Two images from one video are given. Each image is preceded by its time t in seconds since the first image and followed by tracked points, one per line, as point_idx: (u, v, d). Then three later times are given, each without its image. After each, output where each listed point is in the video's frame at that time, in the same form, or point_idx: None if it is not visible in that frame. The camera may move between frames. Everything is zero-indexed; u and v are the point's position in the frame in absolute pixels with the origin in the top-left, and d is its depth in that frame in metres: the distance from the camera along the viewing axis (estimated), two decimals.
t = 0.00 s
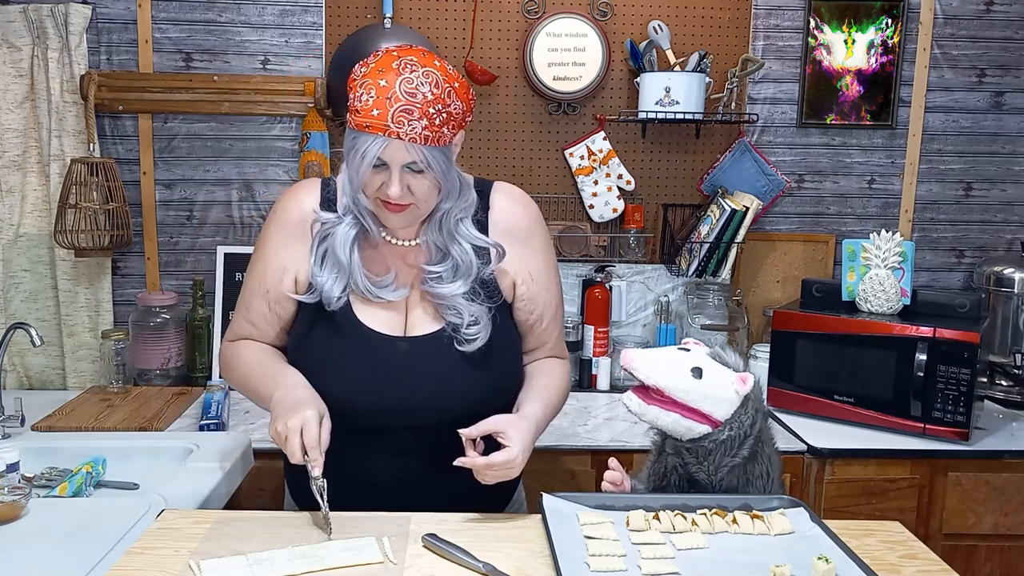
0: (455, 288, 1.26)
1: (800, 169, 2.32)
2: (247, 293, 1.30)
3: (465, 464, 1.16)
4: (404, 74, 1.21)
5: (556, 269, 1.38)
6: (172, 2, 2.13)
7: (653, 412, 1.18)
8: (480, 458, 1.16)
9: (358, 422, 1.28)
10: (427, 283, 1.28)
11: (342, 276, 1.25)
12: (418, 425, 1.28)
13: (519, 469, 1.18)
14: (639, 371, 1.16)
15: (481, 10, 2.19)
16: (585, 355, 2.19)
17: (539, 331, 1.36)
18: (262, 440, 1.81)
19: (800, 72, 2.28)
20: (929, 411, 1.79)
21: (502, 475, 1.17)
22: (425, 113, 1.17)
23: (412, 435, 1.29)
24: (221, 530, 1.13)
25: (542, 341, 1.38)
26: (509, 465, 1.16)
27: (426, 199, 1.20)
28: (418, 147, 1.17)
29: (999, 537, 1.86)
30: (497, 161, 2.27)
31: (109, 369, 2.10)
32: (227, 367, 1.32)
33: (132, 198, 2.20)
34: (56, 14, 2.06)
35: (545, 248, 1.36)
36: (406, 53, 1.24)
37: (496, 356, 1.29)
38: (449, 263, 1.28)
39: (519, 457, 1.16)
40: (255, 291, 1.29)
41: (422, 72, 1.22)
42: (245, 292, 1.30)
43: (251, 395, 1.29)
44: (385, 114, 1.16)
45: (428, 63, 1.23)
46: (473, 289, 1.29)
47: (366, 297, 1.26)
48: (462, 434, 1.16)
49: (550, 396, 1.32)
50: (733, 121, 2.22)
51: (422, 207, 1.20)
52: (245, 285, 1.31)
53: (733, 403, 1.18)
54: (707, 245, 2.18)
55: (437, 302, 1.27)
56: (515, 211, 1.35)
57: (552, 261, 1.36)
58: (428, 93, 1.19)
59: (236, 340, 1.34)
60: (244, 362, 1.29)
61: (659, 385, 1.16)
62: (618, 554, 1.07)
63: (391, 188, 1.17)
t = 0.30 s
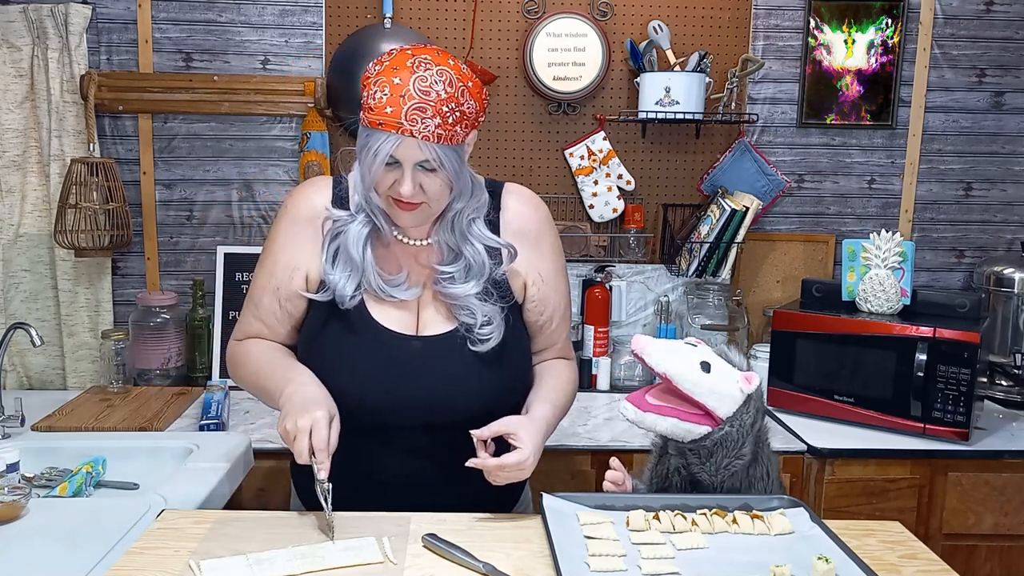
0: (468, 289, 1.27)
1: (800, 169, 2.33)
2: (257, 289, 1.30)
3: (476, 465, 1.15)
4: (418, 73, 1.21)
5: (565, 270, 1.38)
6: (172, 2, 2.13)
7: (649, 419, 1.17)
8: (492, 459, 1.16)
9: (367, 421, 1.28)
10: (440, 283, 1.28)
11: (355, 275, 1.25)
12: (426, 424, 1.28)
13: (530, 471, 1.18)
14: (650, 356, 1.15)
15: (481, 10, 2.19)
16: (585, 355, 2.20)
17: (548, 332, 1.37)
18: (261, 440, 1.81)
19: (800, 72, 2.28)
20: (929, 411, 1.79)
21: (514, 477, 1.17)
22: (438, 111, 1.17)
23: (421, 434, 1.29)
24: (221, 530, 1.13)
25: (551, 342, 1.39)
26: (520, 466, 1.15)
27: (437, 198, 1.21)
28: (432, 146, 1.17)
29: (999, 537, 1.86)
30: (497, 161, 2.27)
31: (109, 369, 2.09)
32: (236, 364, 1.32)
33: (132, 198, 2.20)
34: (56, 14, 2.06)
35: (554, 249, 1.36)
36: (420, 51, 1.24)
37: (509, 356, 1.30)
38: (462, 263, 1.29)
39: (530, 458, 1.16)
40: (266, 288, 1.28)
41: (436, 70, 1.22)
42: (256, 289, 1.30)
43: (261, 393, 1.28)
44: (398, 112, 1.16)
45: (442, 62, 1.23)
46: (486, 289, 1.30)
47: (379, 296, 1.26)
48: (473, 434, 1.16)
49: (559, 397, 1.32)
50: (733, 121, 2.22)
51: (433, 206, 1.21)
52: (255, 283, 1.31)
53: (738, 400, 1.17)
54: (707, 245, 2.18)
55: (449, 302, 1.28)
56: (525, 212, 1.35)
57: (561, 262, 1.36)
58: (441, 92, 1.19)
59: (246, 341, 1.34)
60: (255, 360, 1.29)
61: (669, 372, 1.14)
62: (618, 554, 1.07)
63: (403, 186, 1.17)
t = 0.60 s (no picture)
0: (481, 290, 1.27)
1: (800, 169, 2.33)
2: (263, 288, 1.26)
3: (496, 465, 1.15)
4: (438, 71, 1.21)
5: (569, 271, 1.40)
6: (172, 2, 2.13)
7: (651, 418, 1.18)
8: (511, 461, 1.16)
9: (369, 422, 1.28)
10: (452, 283, 1.29)
11: (367, 273, 1.24)
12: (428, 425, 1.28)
13: (547, 472, 1.18)
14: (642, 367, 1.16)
15: (481, 10, 2.19)
16: (585, 355, 2.20)
17: (553, 333, 1.39)
18: (261, 440, 1.81)
19: (800, 72, 2.28)
20: (929, 411, 1.79)
21: (532, 478, 1.17)
22: (457, 110, 1.17)
23: (424, 434, 1.29)
24: (221, 530, 1.13)
25: (555, 343, 1.41)
26: (539, 467, 1.16)
27: (451, 197, 1.21)
28: (450, 144, 1.17)
29: (999, 537, 1.86)
30: (496, 161, 2.27)
31: (109, 369, 2.09)
32: (237, 369, 1.28)
33: (132, 198, 2.20)
34: (56, 14, 2.06)
35: (559, 250, 1.37)
36: (439, 50, 1.24)
37: (520, 358, 1.31)
38: (473, 264, 1.29)
39: (549, 459, 1.17)
40: (273, 286, 1.25)
41: (456, 69, 1.22)
42: (261, 287, 1.27)
43: (262, 400, 1.24)
44: (418, 109, 1.16)
45: (461, 62, 1.24)
46: (498, 290, 1.31)
47: (391, 296, 1.26)
48: (492, 436, 1.16)
49: (566, 397, 1.33)
50: (733, 121, 2.22)
51: (446, 205, 1.21)
52: (260, 281, 1.28)
53: (735, 403, 1.17)
54: (707, 245, 2.19)
55: (461, 303, 1.28)
56: (532, 213, 1.37)
57: (566, 263, 1.38)
58: (461, 91, 1.20)
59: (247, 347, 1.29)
60: (257, 367, 1.25)
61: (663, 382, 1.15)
62: (618, 554, 1.07)
63: (419, 185, 1.17)
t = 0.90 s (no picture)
0: (488, 287, 1.28)
1: (800, 169, 2.33)
2: (271, 287, 1.23)
3: (505, 464, 1.15)
4: (447, 68, 1.21)
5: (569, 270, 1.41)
6: (172, 2, 2.13)
7: (658, 413, 1.18)
8: (520, 459, 1.16)
9: (373, 421, 1.28)
10: (459, 280, 1.29)
11: (376, 269, 1.24)
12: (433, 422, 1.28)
13: (554, 470, 1.18)
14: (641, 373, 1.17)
15: (481, 10, 2.19)
16: (585, 355, 2.20)
17: (555, 332, 1.41)
18: (262, 440, 1.81)
19: (800, 72, 2.28)
20: (929, 411, 1.79)
21: (540, 475, 1.17)
22: (467, 107, 1.18)
23: (428, 433, 1.29)
24: (221, 530, 1.13)
25: (556, 342, 1.42)
26: (548, 465, 1.16)
27: (457, 194, 1.21)
28: (458, 140, 1.17)
29: (999, 537, 1.86)
30: (496, 161, 2.27)
31: (109, 369, 2.09)
32: (244, 379, 1.21)
33: (132, 198, 2.20)
34: (56, 14, 2.06)
35: (560, 249, 1.39)
36: (447, 48, 1.24)
37: (526, 355, 1.31)
38: (479, 261, 1.30)
39: (558, 456, 1.17)
40: (283, 281, 1.23)
41: (465, 66, 1.22)
42: (270, 286, 1.24)
43: (273, 414, 1.18)
44: (428, 106, 1.16)
45: (470, 59, 1.24)
46: (504, 287, 1.32)
47: (399, 292, 1.26)
48: (501, 434, 1.16)
49: (570, 394, 1.34)
50: (733, 121, 2.22)
51: (452, 201, 1.22)
52: (267, 280, 1.24)
53: (738, 400, 1.18)
54: (707, 245, 2.19)
55: (469, 300, 1.29)
56: (533, 212, 1.38)
57: (567, 262, 1.40)
58: (470, 88, 1.20)
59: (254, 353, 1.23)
60: (266, 379, 1.18)
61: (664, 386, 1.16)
62: (618, 554, 1.07)
63: (427, 180, 1.17)
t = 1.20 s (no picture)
0: (493, 284, 1.28)
1: (800, 169, 2.33)
2: (269, 285, 1.27)
3: (514, 462, 1.15)
4: (450, 64, 1.22)
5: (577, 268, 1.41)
6: (172, 2, 2.13)
7: (649, 419, 1.18)
8: (528, 457, 1.16)
9: (374, 418, 1.28)
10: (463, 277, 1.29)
11: (377, 266, 1.25)
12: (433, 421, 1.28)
13: (563, 469, 1.18)
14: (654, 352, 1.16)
15: (481, 10, 2.19)
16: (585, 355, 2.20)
17: (563, 330, 1.40)
18: (261, 440, 1.81)
19: (800, 72, 2.28)
20: (929, 411, 1.79)
21: (548, 475, 1.16)
22: (469, 102, 1.18)
23: (428, 432, 1.29)
24: (221, 530, 1.13)
25: (564, 340, 1.41)
26: (558, 463, 1.16)
27: (463, 190, 1.21)
28: (461, 135, 1.18)
29: (999, 537, 1.86)
30: (496, 161, 2.27)
31: (109, 369, 2.09)
32: (240, 366, 1.28)
33: (132, 198, 2.20)
34: (56, 14, 2.06)
35: (567, 247, 1.39)
36: (450, 45, 1.25)
37: (531, 352, 1.31)
38: (485, 258, 1.30)
39: (565, 455, 1.17)
40: (279, 281, 1.26)
41: (467, 62, 1.23)
42: (268, 283, 1.28)
43: (265, 396, 1.25)
44: (431, 100, 1.16)
45: (472, 55, 1.25)
46: (509, 284, 1.31)
47: (401, 290, 1.27)
48: (509, 433, 1.15)
49: (577, 392, 1.34)
50: (733, 121, 2.22)
51: (457, 198, 1.21)
52: (267, 277, 1.28)
53: (738, 399, 1.17)
54: (707, 245, 2.18)
55: (473, 297, 1.29)
56: (540, 210, 1.38)
57: (574, 260, 1.39)
58: (472, 83, 1.20)
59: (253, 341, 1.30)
60: (258, 363, 1.25)
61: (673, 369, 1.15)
62: (618, 554, 1.07)
63: (431, 176, 1.17)
